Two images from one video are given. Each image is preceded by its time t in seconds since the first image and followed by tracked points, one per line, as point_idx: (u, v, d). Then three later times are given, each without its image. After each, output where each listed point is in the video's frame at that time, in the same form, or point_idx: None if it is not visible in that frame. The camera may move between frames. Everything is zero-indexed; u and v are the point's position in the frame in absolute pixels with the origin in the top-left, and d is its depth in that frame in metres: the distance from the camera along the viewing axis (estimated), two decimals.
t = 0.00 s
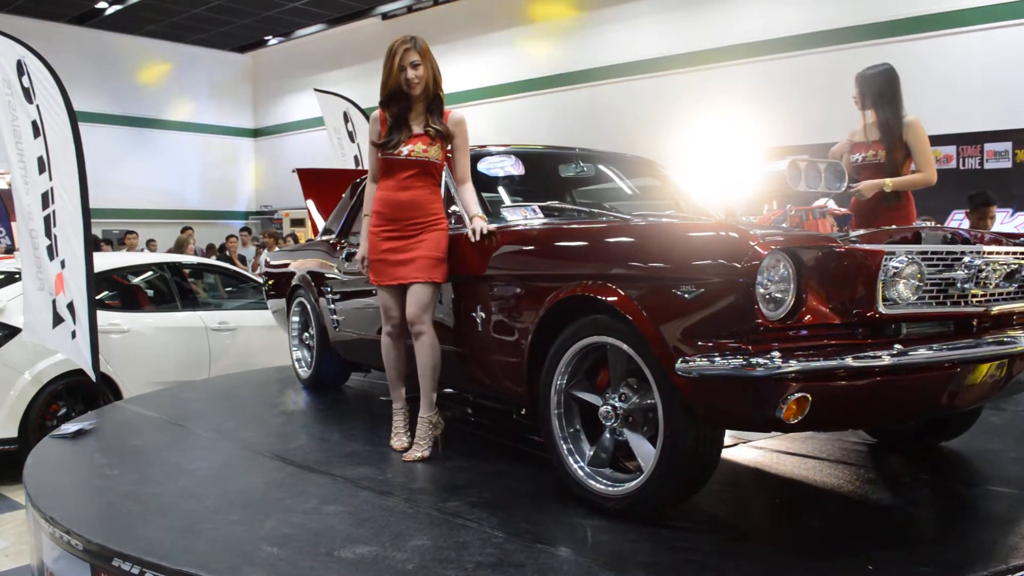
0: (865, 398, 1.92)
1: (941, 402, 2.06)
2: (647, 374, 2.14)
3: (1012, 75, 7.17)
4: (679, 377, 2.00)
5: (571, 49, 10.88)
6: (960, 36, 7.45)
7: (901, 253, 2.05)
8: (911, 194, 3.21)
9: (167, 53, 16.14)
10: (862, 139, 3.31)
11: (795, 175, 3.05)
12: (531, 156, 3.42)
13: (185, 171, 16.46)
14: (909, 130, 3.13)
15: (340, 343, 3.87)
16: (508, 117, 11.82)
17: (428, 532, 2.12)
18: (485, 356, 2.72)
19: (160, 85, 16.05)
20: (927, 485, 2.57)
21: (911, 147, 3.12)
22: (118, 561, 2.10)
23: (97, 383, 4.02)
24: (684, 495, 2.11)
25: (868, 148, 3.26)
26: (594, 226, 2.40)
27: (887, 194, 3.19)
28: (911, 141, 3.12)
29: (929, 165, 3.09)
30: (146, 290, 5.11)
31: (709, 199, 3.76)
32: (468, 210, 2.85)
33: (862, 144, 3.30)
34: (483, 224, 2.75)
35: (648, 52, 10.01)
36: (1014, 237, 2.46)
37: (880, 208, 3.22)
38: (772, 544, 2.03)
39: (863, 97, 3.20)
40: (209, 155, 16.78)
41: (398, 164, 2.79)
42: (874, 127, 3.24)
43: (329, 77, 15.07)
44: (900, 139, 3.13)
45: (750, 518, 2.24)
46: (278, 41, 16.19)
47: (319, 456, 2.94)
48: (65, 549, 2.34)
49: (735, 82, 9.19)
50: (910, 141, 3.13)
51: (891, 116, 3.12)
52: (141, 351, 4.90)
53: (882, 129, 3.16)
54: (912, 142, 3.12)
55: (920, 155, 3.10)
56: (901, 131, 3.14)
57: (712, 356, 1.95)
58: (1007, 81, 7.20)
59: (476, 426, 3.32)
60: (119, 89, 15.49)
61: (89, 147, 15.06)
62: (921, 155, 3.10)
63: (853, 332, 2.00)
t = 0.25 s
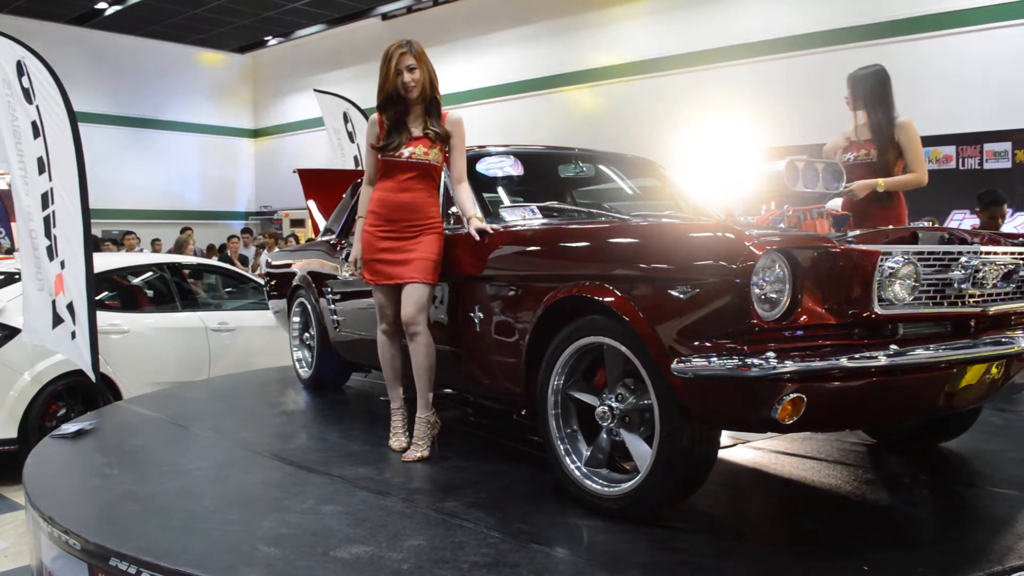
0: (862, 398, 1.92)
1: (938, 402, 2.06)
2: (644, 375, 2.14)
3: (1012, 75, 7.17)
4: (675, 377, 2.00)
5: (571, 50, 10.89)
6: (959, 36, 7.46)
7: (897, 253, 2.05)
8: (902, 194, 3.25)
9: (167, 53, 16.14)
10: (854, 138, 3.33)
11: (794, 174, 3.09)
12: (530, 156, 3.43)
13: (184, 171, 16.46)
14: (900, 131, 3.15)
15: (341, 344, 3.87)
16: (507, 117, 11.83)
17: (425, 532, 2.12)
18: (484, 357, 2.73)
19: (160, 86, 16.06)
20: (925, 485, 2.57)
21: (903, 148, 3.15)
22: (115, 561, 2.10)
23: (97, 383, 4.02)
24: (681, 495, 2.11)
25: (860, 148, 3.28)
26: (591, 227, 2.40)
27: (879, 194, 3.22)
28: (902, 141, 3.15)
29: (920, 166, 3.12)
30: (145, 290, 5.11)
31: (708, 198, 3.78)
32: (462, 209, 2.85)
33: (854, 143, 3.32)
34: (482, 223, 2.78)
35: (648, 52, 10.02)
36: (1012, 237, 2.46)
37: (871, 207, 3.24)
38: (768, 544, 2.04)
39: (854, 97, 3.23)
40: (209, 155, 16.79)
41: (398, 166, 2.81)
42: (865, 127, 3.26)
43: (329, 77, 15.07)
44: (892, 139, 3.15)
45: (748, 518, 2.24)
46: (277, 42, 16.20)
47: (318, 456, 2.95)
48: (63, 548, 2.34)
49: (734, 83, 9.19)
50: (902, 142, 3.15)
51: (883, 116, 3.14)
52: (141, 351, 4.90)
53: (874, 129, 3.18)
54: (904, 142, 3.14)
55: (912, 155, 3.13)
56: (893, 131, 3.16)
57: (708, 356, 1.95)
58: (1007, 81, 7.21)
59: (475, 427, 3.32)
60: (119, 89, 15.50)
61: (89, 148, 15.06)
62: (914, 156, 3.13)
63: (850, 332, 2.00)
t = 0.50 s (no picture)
0: (857, 398, 1.92)
1: (933, 403, 2.06)
2: (639, 375, 2.14)
3: (1012, 75, 7.18)
4: (669, 377, 2.01)
5: (571, 50, 10.89)
6: (959, 37, 7.46)
7: (893, 254, 2.05)
8: (894, 194, 3.25)
9: (167, 54, 16.14)
10: (849, 138, 3.34)
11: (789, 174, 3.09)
12: (529, 157, 3.43)
13: (184, 172, 16.46)
14: (894, 131, 3.16)
15: (342, 343, 3.87)
16: (507, 117, 11.82)
17: (420, 532, 2.12)
18: (482, 357, 2.73)
19: (159, 86, 16.06)
20: (923, 486, 2.57)
21: (897, 148, 3.15)
22: (111, 560, 2.11)
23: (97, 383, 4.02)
24: (676, 495, 2.12)
25: (854, 147, 3.29)
26: (587, 227, 2.40)
27: (872, 194, 3.22)
28: (896, 143, 3.15)
29: (913, 166, 3.12)
30: (145, 290, 5.10)
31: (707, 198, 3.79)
32: (462, 210, 2.86)
33: (849, 143, 3.34)
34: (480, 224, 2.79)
35: (647, 52, 10.03)
36: (1010, 236, 2.46)
37: (863, 208, 3.25)
38: (765, 545, 2.04)
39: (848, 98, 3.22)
40: (208, 156, 16.79)
41: (401, 170, 2.82)
42: (859, 127, 3.27)
43: (328, 78, 15.07)
44: (885, 139, 3.16)
45: (745, 518, 2.24)
46: (277, 42, 16.20)
47: (316, 456, 2.95)
48: (61, 547, 2.34)
49: (734, 83, 9.19)
50: (896, 142, 3.16)
51: (877, 115, 3.13)
52: (142, 352, 4.90)
53: (867, 129, 3.19)
54: (898, 143, 3.14)
55: (905, 156, 3.13)
56: (887, 132, 3.17)
57: (702, 357, 1.96)
58: (1006, 81, 7.21)
59: (474, 426, 3.33)
60: (119, 90, 15.50)
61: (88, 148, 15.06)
62: (907, 156, 3.13)
63: (845, 332, 2.00)
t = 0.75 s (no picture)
0: (853, 398, 1.92)
1: (931, 403, 2.06)
2: (635, 375, 2.14)
3: (1011, 75, 7.17)
4: (665, 377, 2.01)
5: (571, 50, 10.89)
6: (959, 36, 7.45)
7: (889, 254, 2.05)
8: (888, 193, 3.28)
9: (167, 54, 16.14)
10: (843, 138, 3.35)
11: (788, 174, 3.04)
12: (528, 157, 3.42)
13: (183, 172, 16.46)
14: (889, 132, 3.18)
15: (342, 343, 3.88)
16: (507, 117, 11.82)
17: (416, 532, 2.12)
18: (480, 357, 2.74)
19: (159, 87, 16.06)
20: (921, 486, 2.57)
21: (892, 148, 3.17)
22: (109, 560, 2.11)
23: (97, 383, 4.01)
24: (673, 495, 2.12)
25: (848, 147, 3.30)
26: (586, 227, 2.40)
27: (867, 194, 3.25)
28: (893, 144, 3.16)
29: (908, 165, 3.14)
30: (145, 290, 5.10)
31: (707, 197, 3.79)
32: (461, 210, 2.86)
33: (843, 143, 3.34)
34: (478, 223, 2.80)
35: (647, 51, 10.02)
36: (1008, 235, 2.45)
37: (859, 208, 3.28)
38: (762, 545, 2.04)
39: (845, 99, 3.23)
40: (208, 156, 16.79)
41: (399, 170, 2.82)
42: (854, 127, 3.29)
43: (328, 78, 15.07)
44: (880, 139, 3.17)
45: (742, 518, 2.24)
46: (276, 42, 16.19)
47: (315, 456, 2.95)
48: (60, 547, 2.35)
49: (733, 83, 9.19)
50: (891, 142, 3.18)
51: (873, 116, 3.15)
52: (142, 352, 4.90)
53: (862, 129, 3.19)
54: (893, 143, 3.17)
55: (900, 156, 3.15)
56: (882, 132, 3.19)
57: (698, 357, 1.96)
58: (1007, 81, 7.20)
59: (473, 427, 3.33)
60: (118, 90, 15.49)
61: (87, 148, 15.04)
62: (901, 156, 3.15)
63: (842, 332, 2.01)
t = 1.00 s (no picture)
0: (848, 398, 1.93)
1: (926, 403, 2.06)
2: (630, 374, 2.14)
3: (1009, 75, 7.19)
4: (660, 377, 2.01)
5: (570, 49, 10.90)
6: (958, 36, 7.46)
7: (883, 253, 2.05)
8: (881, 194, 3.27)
9: (165, 53, 16.13)
10: (839, 138, 3.35)
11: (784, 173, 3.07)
12: (526, 156, 3.42)
13: (182, 172, 16.45)
14: (884, 133, 3.17)
15: (341, 343, 3.88)
16: (507, 116, 11.82)
17: (411, 531, 2.12)
18: (477, 356, 2.74)
19: (158, 87, 16.05)
20: (918, 487, 2.57)
21: (886, 149, 3.16)
22: (105, 558, 2.10)
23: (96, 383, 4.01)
24: (668, 495, 2.12)
25: (843, 147, 3.31)
26: (583, 226, 2.40)
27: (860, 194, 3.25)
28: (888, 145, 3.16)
29: (901, 166, 3.12)
30: (144, 290, 5.09)
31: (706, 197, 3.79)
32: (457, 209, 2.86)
33: (838, 143, 3.35)
34: (476, 223, 2.80)
35: (646, 51, 10.03)
36: (1004, 235, 2.46)
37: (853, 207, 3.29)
38: (757, 544, 2.04)
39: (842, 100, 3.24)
40: (207, 155, 16.78)
41: (394, 169, 2.83)
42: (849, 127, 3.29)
43: (327, 78, 15.07)
44: (875, 140, 3.17)
45: (738, 518, 2.24)
46: (275, 42, 16.19)
47: (313, 455, 2.95)
48: (57, 546, 2.34)
49: (732, 82, 9.19)
50: (885, 143, 3.17)
51: (867, 116, 3.16)
52: (140, 351, 4.89)
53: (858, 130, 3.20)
54: (887, 144, 3.15)
55: (894, 157, 3.14)
56: (877, 133, 3.18)
57: (693, 357, 1.96)
58: (1006, 82, 7.21)
59: (471, 426, 3.33)
60: (117, 89, 15.47)
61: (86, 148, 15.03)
62: (895, 157, 3.14)
63: (836, 332, 2.01)
